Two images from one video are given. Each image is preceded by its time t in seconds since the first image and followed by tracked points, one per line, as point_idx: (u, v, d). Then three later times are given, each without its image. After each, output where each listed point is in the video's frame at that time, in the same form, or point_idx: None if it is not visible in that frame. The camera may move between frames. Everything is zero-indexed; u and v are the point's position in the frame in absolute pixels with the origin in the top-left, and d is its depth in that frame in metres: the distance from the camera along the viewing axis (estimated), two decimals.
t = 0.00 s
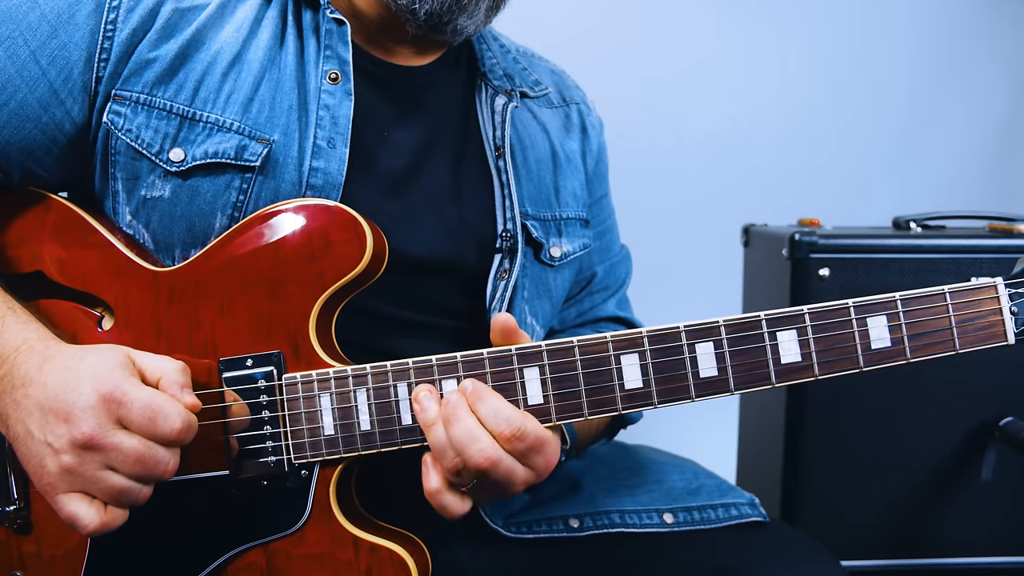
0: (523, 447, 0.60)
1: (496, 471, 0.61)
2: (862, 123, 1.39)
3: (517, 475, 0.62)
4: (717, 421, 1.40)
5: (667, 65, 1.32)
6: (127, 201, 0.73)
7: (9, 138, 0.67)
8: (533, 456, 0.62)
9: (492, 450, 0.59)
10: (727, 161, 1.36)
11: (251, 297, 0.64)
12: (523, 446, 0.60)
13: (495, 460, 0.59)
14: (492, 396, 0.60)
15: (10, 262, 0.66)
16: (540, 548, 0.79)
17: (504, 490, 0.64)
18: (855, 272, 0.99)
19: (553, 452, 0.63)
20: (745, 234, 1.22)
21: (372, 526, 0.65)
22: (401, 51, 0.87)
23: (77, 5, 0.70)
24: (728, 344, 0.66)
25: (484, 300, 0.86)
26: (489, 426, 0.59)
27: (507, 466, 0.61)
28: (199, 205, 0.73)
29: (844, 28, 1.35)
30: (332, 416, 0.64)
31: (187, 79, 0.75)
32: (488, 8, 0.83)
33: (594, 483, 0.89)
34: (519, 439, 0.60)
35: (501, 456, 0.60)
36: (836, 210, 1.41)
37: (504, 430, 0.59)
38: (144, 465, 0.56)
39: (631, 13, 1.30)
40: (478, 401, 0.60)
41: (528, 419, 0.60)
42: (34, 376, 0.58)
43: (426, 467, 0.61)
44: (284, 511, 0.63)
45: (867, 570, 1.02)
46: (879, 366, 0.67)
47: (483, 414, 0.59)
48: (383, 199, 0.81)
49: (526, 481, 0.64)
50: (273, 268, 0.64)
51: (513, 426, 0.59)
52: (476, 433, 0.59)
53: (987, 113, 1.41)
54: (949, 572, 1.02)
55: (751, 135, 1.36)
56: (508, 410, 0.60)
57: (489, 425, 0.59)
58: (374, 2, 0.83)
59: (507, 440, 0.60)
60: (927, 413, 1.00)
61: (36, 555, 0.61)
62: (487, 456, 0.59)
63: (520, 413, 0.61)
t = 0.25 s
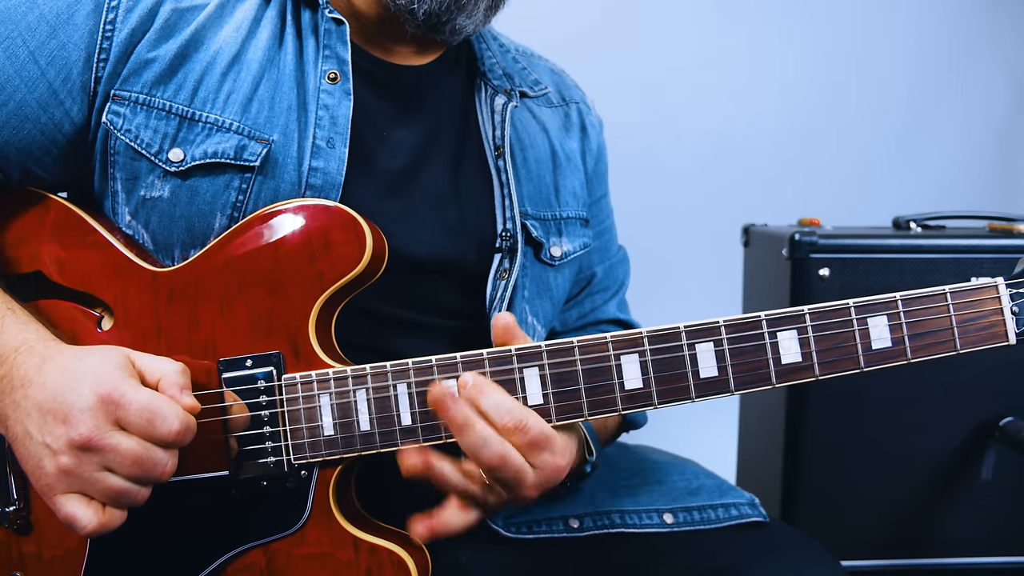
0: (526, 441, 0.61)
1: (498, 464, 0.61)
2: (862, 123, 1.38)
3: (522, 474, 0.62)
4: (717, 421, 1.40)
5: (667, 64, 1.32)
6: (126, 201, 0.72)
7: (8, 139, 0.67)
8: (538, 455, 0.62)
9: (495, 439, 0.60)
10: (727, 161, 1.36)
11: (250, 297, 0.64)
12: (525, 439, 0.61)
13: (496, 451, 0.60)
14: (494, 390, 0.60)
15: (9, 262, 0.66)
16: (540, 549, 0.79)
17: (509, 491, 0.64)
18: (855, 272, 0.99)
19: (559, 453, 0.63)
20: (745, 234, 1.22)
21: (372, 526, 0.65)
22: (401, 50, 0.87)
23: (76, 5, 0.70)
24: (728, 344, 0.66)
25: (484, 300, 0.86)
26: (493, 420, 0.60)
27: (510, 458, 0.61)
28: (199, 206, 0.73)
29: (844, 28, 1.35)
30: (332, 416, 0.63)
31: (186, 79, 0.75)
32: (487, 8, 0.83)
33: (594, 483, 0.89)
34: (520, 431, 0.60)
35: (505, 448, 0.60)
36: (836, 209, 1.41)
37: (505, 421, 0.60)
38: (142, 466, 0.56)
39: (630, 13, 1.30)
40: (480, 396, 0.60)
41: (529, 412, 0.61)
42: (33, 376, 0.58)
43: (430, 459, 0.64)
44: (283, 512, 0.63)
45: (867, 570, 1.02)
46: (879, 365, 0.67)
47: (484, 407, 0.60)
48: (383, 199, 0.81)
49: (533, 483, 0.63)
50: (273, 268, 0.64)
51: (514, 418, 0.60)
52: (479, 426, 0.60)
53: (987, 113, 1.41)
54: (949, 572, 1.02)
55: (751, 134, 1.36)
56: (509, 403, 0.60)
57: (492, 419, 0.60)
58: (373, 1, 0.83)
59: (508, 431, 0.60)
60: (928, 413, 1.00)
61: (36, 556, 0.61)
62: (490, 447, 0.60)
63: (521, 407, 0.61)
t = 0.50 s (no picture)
0: (516, 442, 0.60)
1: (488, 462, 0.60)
2: (862, 123, 1.38)
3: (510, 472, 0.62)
4: (718, 421, 1.40)
5: (666, 65, 1.32)
6: (125, 202, 0.73)
7: (7, 140, 0.67)
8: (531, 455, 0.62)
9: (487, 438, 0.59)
10: (727, 161, 1.36)
11: (249, 297, 0.64)
12: (516, 440, 0.60)
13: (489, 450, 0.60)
14: (491, 387, 0.60)
15: (9, 263, 0.66)
16: (539, 549, 0.79)
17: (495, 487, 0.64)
18: (854, 271, 0.99)
19: (552, 455, 0.62)
20: (744, 234, 1.22)
21: (371, 526, 0.65)
22: (400, 51, 0.87)
23: (74, 7, 0.70)
24: (725, 340, 0.66)
25: (483, 301, 0.86)
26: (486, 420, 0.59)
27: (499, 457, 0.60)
28: (197, 207, 0.73)
29: (843, 29, 1.36)
30: (330, 415, 0.64)
31: (184, 81, 0.75)
32: (486, 8, 0.83)
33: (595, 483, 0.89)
34: (512, 432, 0.60)
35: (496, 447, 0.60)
36: (835, 210, 1.41)
37: (498, 421, 0.59)
38: (139, 469, 0.56)
39: (629, 14, 1.30)
40: (477, 390, 0.59)
41: (523, 413, 0.60)
42: (31, 379, 0.58)
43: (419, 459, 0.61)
44: (282, 511, 0.63)
45: (868, 570, 1.02)
46: (878, 362, 0.67)
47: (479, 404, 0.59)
48: (382, 199, 0.81)
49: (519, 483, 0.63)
50: (271, 268, 0.64)
51: (507, 418, 0.59)
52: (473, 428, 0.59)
53: (987, 113, 1.41)
54: (950, 572, 1.02)
55: (751, 135, 1.36)
56: (503, 402, 0.60)
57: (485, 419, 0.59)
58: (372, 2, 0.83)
59: (500, 431, 0.60)
60: (928, 412, 1.00)
61: (36, 556, 0.61)
62: (482, 446, 0.59)
63: (515, 408, 0.60)
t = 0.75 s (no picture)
0: (508, 449, 0.60)
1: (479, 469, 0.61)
2: (862, 123, 1.38)
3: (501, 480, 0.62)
4: (717, 421, 1.40)
5: (665, 65, 1.32)
6: (124, 203, 0.73)
7: (5, 141, 0.67)
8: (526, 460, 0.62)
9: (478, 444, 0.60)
10: (727, 161, 1.36)
11: (249, 297, 0.64)
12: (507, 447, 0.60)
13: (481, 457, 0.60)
14: (484, 395, 0.61)
15: (8, 264, 0.66)
16: (539, 549, 0.79)
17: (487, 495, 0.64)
18: (854, 271, 0.99)
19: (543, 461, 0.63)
20: (744, 234, 1.22)
21: (371, 526, 0.65)
22: (400, 52, 0.87)
23: (73, 8, 0.70)
24: (724, 340, 0.66)
25: (482, 303, 0.86)
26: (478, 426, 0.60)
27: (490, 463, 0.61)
28: (196, 208, 0.73)
29: (843, 28, 1.35)
30: (330, 416, 0.63)
31: (183, 81, 0.75)
32: (486, 8, 0.83)
33: (595, 483, 0.89)
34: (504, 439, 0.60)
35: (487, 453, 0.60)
36: (835, 209, 1.41)
37: (490, 428, 0.59)
38: (138, 474, 0.56)
39: (629, 14, 1.30)
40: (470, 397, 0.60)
41: (516, 421, 0.61)
42: (31, 382, 0.58)
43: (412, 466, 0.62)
44: (282, 512, 0.63)
45: (868, 570, 1.02)
46: (877, 362, 0.67)
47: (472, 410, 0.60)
48: (381, 200, 0.81)
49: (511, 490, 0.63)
50: (271, 268, 0.64)
51: (500, 425, 0.59)
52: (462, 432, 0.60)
53: (987, 113, 1.41)
54: (950, 572, 1.02)
55: (750, 134, 1.36)
56: (497, 409, 0.60)
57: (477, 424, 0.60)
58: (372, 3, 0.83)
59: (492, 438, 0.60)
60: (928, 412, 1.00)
61: (36, 558, 0.61)
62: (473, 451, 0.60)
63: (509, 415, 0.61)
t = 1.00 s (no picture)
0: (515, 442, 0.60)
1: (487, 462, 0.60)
2: (862, 123, 1.38)
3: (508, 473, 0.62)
4: (717, 421, 1.40)
5: (666, 65, 1.32)
6: (124, 203, 0.73)
7: (5, 141, 0.67)
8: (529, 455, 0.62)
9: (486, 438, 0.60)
10: (727, 161, 1.36)
11: (248, 297, 0.64)
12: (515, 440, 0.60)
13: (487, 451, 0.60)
14: (494, 389, 0.60)
15: (8, 264, 0.66)
16: (539, 549, 0.79)
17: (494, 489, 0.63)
18: (854, 272, 0.99)
19: (551, 455, 0.62)
20: (744, 234, 1.21)
21: (370, 526, 0.65)
22: (400, 52, 0.87)
23: (73, 8, 0.70)
24: (724, 340, 0.66)
25: (483, 304, 0.86)
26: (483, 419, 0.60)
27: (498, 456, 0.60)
28: (196, 208, 0.73)
29: (843, 29, 1.36)
30: (330, 416, 0.63)
31: (184, 82, 0.75)
32: (486, 8, 0.83)
33: (594, 483, 0.89)
34: (512, 432, 0.60)
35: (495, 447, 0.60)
36: (835, 209, 1.41)
37: (500, 421, 0.59)
38: (133, 486, 0.56)
39: (630, 14, 1.30)
40: (480, 392, 0.60)
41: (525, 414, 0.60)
42: (26, 391, 0.58)
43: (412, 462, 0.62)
44: (282, 512, 0.63)
45: (868, 570, 1.02)
46: (877, 362, 0.67)
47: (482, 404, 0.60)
48: (381, 200, 0.81)
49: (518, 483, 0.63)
50: (271, 268, 0.64)
51: (509, 418, 0.59)
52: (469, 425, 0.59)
53: (987, 113, 1.41)
54: (950, 572, 1.02)
55: (750, 135, 1.36)
56: (506, 403, 0.60)
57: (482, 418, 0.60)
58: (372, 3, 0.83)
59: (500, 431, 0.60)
60: (928, 413, 1.00)
61: (36, 557, 0.61)
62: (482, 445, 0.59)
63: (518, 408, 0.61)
